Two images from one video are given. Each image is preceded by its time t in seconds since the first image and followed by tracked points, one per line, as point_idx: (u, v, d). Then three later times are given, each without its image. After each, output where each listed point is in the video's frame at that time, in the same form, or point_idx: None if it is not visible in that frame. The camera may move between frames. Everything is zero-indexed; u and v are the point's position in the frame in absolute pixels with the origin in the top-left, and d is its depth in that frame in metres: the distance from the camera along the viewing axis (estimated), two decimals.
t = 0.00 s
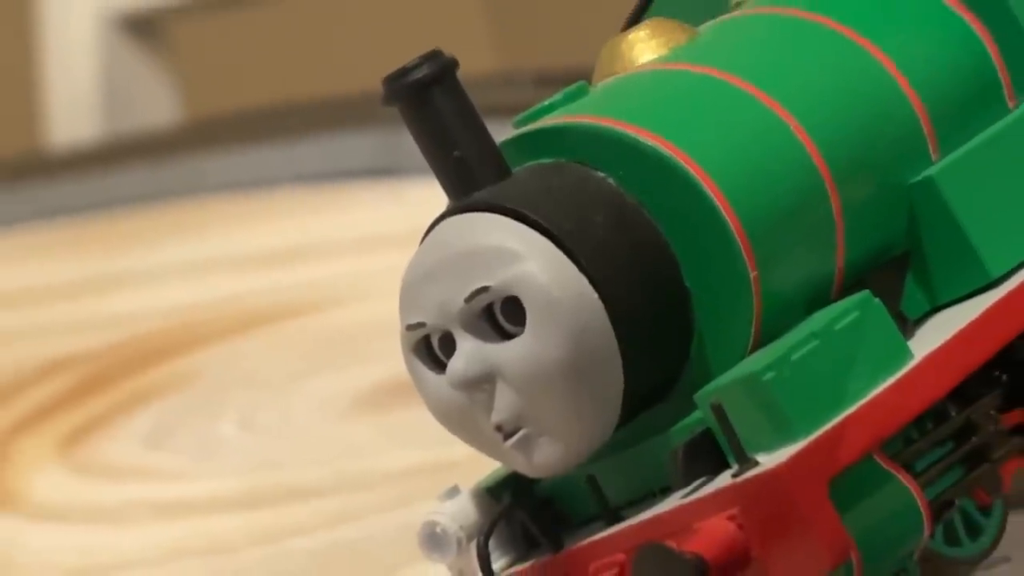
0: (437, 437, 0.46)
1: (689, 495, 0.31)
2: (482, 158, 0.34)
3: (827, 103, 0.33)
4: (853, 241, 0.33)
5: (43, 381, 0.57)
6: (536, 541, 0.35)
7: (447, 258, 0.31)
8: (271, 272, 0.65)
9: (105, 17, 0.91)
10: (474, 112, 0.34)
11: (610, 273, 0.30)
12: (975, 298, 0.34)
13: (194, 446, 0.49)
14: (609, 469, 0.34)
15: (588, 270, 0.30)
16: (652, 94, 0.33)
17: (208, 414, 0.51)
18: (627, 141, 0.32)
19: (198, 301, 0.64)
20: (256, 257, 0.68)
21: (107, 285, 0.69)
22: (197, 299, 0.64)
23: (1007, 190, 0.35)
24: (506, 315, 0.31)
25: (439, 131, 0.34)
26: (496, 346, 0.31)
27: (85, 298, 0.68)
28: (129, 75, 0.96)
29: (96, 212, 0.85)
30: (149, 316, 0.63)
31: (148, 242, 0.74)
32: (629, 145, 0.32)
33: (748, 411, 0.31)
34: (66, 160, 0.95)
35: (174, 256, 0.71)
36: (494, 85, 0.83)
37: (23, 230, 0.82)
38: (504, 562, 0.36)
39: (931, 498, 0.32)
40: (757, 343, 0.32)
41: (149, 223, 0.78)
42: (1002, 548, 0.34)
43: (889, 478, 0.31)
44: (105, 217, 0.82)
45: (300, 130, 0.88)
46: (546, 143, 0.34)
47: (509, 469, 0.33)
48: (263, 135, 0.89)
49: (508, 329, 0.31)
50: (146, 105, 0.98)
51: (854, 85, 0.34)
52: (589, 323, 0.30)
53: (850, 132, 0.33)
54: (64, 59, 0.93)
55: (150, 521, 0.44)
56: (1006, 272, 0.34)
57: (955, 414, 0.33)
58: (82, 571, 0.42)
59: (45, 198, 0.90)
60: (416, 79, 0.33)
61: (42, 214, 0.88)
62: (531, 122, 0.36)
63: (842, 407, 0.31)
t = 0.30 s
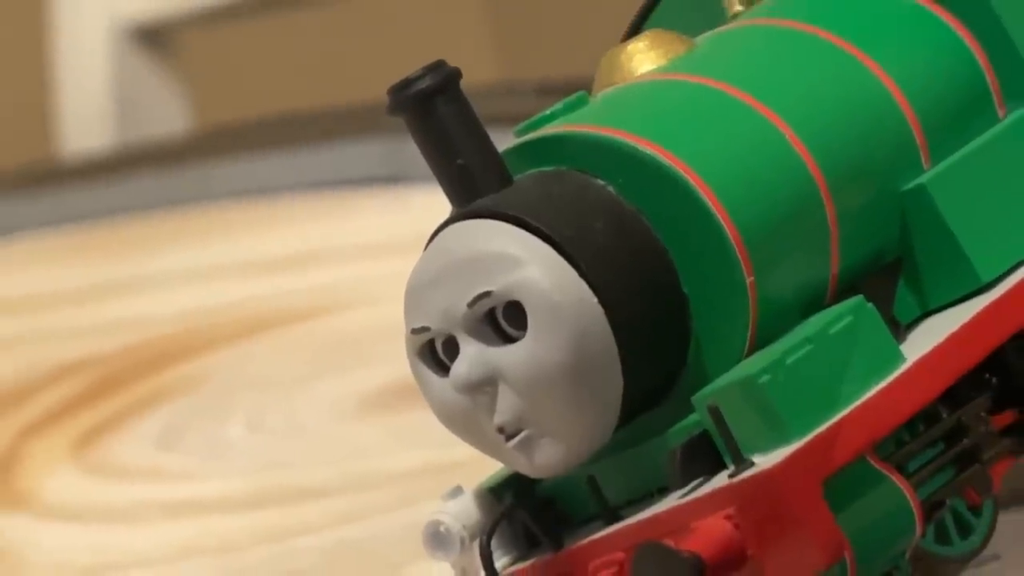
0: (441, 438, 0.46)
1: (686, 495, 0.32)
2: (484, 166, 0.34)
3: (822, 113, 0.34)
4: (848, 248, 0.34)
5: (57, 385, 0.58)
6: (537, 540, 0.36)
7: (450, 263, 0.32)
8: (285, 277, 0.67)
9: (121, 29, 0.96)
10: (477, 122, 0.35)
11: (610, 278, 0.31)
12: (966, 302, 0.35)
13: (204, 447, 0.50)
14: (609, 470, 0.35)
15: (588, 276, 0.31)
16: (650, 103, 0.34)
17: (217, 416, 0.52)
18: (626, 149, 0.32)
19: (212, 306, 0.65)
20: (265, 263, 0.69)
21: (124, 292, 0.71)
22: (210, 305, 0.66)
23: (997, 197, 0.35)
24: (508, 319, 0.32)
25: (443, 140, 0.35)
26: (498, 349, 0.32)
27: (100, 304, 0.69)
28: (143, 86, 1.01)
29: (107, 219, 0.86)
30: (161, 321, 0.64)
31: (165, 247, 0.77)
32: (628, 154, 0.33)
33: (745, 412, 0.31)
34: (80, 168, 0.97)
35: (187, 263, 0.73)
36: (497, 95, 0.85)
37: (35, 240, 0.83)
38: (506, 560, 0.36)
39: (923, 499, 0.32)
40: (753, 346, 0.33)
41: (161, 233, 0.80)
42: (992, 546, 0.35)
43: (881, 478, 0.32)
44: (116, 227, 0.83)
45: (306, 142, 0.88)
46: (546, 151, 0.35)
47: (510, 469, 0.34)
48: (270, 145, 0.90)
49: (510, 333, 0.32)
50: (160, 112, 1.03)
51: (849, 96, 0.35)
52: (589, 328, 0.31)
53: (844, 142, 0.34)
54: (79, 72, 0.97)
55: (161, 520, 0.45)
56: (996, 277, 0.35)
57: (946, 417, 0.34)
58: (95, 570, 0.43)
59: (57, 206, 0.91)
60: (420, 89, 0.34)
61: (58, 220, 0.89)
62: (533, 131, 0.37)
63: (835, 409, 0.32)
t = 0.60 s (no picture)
0: (445, 440, 0.47)
1: (685, 494, 0.33)
2: (487, 174, 0.35)
3: (817, 123, 0.35)
4: (842, 254, 0.35)
5: (71, 387, 0.59)
6: (539, 539, 0.37)
7: (454, 269, 0.33)
8: (293, 282, 0.68)
9: (135, 39, 1.14)
10: (480, 131, 0.36)
11: (609, 283, 0.32)
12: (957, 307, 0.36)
13: (213, 448, 0.51)
14: (608, 470, 0.36)
15: (588, 281, 0.32)
16: (649, 113, 0.35)
17: (226, 418, 0.53)
18: (626, 158, 0.33)
19: (223, 309, 0.67)
20: (275, 268, 0.71)
21: (137, 298, 0.73)
22: (223, 308, 0.67)
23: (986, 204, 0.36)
24: (511, 323, 0.33)
25: (446, 149, 0.36)
26: (501, 352, 0.32)
27: (114, 309, 0.71)
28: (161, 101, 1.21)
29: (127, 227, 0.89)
30: (172, 325, 0.66)
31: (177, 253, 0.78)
32: (627, 162, 0.33)
33: (741, 414, 0.32)
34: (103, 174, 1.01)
35: (199, 266, 0.75)
36: (500, 105, 0.86)
37: (53, 247, 0.86)
38: (508, 558, 0.37)
39: (915, 498, 0.33)
40: (750, 349, 0.34)
41: (174, 239, 0.82)
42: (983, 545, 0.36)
43: (874, 478, 0.33)
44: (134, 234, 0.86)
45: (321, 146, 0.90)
46: (547, 160, 0.36)
47: (512, 469, 0.35)
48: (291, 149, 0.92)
49: (512, 337, 0.33)
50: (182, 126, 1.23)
51: (845, 106, 0.36)
52: (590, 331, 0.32)
53: (839, 151, 0.35)
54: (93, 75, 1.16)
55: (172, 520, 0.46)
56: (987, 282, 0.36)
57: (936, 418, 0.34)
58: (108, 568, 0.44)
59: (80, 214, 0.94)
60: (425, 99, 0.35)
61: (81, 226, 0.93)
62: (535, 140, 0.38)
63: (830, 411, 0.33)
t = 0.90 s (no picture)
0: (449, 442, 0.48)
1: (682, 495, 0.34)
2: (490, 182, 0.36)
3: (812, 134, 0.36)
4: (836, 260, 0.36)
5: (85, 389, 0.60)
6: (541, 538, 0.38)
7: (457, 275, 0.34)
8: (299, 287, 0.69)
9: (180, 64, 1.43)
10: (483, 140, 0.37)
11: (608, 289, 0.33)
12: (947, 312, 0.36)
13: (222, 450, 0.52)
14: (608, 471, 0.37)
15: (589, 287, 0.33)
16: (648, 123, 0.36)
17: (234, 420, 0.54)
18: (626, 166, 0.34)
19: (232, 314, 0.68)
20: (281, 274, 0.73)
21: (147, 304, 0.74)
22: (233, 313, 0.68)
23: (976, 212, 0.37)
24: (513, 328, 0.34)
25: (451, 158, 0.36)
26: (503, 356, 0.33)
27: (129, 314, 0.73)
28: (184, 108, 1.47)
29: (142, 233, 0.92)
30: (183, 330, 0.67)
31: (187, 263, 0.81)
32: (626, 171, 0.34)
33: (737, 416, 0.33)
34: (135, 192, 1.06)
35: (209, 273, 0.77)
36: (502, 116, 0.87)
37: (70, 257, 0.90)
38: (510, 557, 0.38)
39: (906, 498, 0.34)
40: (746, 354, 0.35)
41: (190, 245, 0.85)
42: (972, 544, 0.37)
43: (867, 479, 0.33)
44: (149, 243, 0.89)
45: (326, 160, 0.96)
46: (548, 169, 0.37)
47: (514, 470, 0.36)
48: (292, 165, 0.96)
49: (514, 341, 0.34)
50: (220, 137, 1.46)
51: (839, 117, 0.36)
52: (590, 336, 0.32)
53: (833, 161, 0.36)
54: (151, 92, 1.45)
55: (182, 519, 0.46)
56: (977, 287, 0.36)
57: (928, 420, 0.35)
58: (118, 567, 0.45)
59: (96, 222, 0.97)
60: (429, 109, 0.36)
61: (97, 233, 0.96)
62: (537, 149, 0.39)
63: (823, 414, 0.34)
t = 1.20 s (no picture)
0: (452, 444, 0.49)
1: (680, 495, 0.35)
2: (493, 190, 0.37)
3: (807, 144, 0.37)
4: (829, 266, 0.37)
5: (97, 393, 0.61)
6: (542, 537, 0.39)
7: (462, 281, 0.35)
8: (309, 293, 0.71)
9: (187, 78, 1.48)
10: (486, 150, 0.38)
11: (608, 294, 0.34)
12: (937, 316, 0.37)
13: (232, 451, 0.53)
14: (608, 471, 0.38)
15: (589, 292, 0.34)
16: (646, 133, 0.37)
17: (244, 423, 0.55)
18: (625, 175, 0.35)
19: (241, 319, 0.69)
20: (291, 278, 0.74)
21: (160, 310, 0.76)
22: (243, 319, 0.69)
23: (966, 219, 0.38)
24: (514, 332, 0.35)
25: (455, 166, 0.37)
26: (505, 360, 0.34)
27: (142, 321, 0.74)
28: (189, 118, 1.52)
29: (160, 241, 0.95)
30: (194, 334, 0.69)
31: (201, 271, 0.82)
32: (625, 179, 0.35)
33: (734, 418, 0.34)
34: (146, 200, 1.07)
35: (223, 280, 0.79)
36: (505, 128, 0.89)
37: (91, 267, 0.92)
38: (512, 555, 0.39)
39: (899, 497, 0.35)
40: (742, 357, 0.36)
41: (210, 252, 0.88)
42: (962, 542, 0.38)
43: (860, 478, 0.34)
44: (166, 253, 0.91)
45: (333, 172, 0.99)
46: (550, 177, 0.38)
47: (516, 471, 0.37)
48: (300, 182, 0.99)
49: (516, 345, 0.35)
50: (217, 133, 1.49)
51: (832, 127, 0.37)
52: (590, 340, 0.33)
53: (827, 169, 0.37)
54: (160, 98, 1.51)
55: (193, 519, 0.47)
56: (968, 292, 0.37)
57: (920, 422, 0.36)
58: (130, 566, 0.45)
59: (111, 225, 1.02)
60: (433, 119, 0.37)
61: (116, 245, 0.98)
62: (539, 158, 0.40)
63: (817, 416, 0.35)
